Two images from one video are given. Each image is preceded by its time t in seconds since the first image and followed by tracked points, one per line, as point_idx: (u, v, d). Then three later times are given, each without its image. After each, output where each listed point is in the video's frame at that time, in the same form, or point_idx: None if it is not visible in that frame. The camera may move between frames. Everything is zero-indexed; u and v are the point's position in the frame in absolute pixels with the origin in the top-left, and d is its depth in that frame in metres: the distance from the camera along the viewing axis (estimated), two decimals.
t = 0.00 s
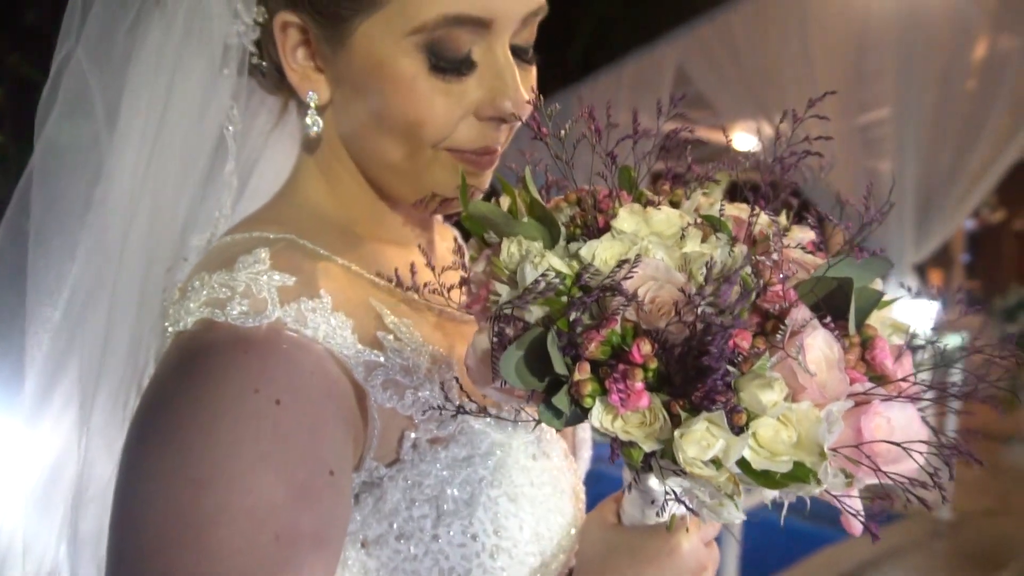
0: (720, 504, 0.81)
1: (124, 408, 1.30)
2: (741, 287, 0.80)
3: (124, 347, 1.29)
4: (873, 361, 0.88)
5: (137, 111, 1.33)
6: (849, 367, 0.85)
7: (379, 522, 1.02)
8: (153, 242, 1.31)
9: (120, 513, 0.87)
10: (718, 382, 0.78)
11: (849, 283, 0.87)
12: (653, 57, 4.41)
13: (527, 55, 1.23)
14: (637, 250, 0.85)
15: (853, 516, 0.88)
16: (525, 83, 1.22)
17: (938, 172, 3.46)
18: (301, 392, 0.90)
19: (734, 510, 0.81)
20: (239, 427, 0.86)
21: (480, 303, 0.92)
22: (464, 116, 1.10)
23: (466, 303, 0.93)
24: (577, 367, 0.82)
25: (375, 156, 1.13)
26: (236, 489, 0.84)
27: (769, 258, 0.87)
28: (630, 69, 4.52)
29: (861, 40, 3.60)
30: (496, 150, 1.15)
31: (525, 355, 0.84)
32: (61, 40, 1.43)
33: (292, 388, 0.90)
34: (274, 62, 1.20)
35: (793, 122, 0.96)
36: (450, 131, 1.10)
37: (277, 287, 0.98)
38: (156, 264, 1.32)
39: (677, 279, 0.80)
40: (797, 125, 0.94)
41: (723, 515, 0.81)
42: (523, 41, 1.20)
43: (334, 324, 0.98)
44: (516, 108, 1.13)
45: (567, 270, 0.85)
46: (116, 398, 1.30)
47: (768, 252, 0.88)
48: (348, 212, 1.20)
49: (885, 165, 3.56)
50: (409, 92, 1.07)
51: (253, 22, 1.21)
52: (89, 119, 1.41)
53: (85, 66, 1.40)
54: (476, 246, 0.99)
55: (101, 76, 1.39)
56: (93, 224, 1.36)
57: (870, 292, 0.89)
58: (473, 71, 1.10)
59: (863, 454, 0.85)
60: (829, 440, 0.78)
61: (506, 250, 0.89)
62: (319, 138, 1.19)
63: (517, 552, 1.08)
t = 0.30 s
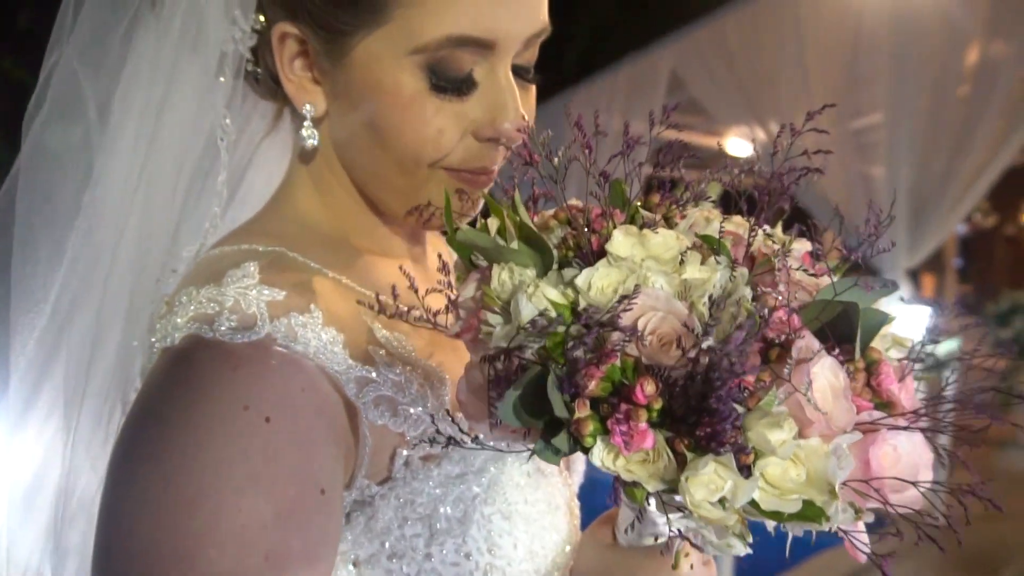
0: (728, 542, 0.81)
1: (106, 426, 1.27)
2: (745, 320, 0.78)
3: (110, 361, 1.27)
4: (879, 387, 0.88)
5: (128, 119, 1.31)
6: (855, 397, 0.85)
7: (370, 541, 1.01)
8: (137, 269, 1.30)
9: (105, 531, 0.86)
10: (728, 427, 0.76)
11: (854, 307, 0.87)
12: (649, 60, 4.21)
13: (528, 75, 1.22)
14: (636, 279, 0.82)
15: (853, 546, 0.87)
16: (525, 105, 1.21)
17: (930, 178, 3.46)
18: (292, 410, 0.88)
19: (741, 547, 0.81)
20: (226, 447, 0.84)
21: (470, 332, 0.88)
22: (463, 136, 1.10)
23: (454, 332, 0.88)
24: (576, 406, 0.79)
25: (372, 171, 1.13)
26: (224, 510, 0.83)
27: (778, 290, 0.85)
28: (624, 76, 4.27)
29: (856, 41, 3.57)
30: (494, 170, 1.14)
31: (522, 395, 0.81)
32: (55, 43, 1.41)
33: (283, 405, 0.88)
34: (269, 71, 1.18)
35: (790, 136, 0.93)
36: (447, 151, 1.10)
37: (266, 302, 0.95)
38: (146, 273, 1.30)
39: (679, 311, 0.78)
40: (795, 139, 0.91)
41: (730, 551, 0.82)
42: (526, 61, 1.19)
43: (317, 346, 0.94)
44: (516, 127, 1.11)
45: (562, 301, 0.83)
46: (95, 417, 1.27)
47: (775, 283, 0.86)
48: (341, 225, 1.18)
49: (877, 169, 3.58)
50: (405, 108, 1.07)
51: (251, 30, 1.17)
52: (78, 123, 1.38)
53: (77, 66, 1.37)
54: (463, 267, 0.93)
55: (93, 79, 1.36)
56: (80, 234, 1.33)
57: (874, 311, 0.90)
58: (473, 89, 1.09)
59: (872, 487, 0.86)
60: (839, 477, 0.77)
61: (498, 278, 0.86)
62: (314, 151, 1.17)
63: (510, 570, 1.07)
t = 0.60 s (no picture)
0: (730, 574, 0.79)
1: (88, 450, 1.20)
2: (748, 345, 0.77)
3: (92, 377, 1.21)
4: (885, 408, 0.88)
5: (122, 121, 1.27)
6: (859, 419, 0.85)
7: (363, 559, 0.99)
8: (127, 272, 1.23)
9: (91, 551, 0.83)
10: (734, 460, 0.73)
11: (857, 324, 0.85)
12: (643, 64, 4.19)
13: (530, 91, 1.21)
14: (634, 300, 0.80)
15: (856, 571, 0.86)
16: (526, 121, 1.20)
17: (924, 184, 3.40)
18: (284, 426, 0.86)
19: None
20: (215, 466, 0.82)
21: (463, 354, 0.86)
22: (462, 151, 1.09)
23: (447, 353, 0.87)
24: (574, 436, 0.76)
25: (369, 185, 1.12)
26: (213, 530, 0.81)
27: (784, 317, 0.85)
28: (616, 83, 4.27)
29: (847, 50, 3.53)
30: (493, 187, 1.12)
31: (518, 427, 0.78)
32: (49, 45, 1.38)
33: (273, 422, 0.86)
34: (267, 77, 1.15)
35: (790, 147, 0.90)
36: (441, 170, 1.09)
37: (259, 315, 0.92)
38: (137, 281, 1.23)
39: (680, 336, 0.76)
40: (793, 149, 0.88)
41: None
42: (529, 78, 1.18)
43: (308, 360, 0.91)
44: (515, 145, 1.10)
45: (559, 324, 0.80)
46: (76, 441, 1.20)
47: (780, 307, 0.86)
48: (336, 236, 1.17)
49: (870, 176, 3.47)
50: (405, 121, 1.06)
51: (250, 36, 1.14)
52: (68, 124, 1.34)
53: (73, 66, 1.34)
54: (454, 283, 0.93)
55: (88, 82, 1.33)
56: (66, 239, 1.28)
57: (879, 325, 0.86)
58: (473, 104, 1.08)
59: (879, 513, 0.86)
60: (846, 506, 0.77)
61: (491, 301, 0.83)
62: (311, 160, 1.16)
63: None
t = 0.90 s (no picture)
0: None
1: (78, 462, 1.15)
2: (749, 354, 0.75)
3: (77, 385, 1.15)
4: (887, 415, 0.83)
5: (114, 129, 1.21)
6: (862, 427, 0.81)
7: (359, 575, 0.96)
8: (122, 279, 1.17)
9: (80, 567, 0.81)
10: (737, 472, 0.71)
11: (858, 330, 0.81)
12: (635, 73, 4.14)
13: (531, 99, 1.19)
14: (631, 309, 0.77)
15: None
16: (527, 129, 1.18)
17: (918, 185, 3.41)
18: (279, 437, 0.84)
19: None
20: (207, 478, 0.80)
21: (456, 365, 0.84)
22: (461, 156, 1.07)
23: (439, 364, 0.85)
24: (570, 448, 0.74)
25: (365, 190, 1.10)
26: (206, 545, 0.78)
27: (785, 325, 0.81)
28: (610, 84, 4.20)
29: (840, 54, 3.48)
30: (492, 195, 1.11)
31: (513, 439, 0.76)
32: (42, 44, 1.32)
33: (268, 432, 0.83)
34: (264, 78, 1.13)
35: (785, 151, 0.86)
36: (440, 174, 1.07)
37: (255, 323, 0.90)
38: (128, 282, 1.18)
39: (678, 344, 0.74)
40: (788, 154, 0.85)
41: None
42: (529, 84, 1.16)
43: (304, 370, 0.89)
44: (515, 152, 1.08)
45: (554, 335, 0.77)
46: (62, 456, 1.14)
47: (779, 314, 0.82)
48: (333, 240, 1.15)
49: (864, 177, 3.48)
50: (404, 126, 1.04)
51: (248, 36, 1.12)
52: (62, 128, 1.28)
53: (68, 68, 1.27)
54: (446, 294, 0.89)
55: (85, 84, 1.27)
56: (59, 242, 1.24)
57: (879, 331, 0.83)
58: (471, 109, 1.06)
59: (883, 522, 0.82)
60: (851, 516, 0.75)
61: (484, 312, 0.80)
62: (308, 164, 1.14)
63: None
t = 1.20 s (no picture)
0: None
1: (71, 465, 1.12)
2: (749, 357, 0.70)
3: (70, 385, 1.13)
4: (891, 417, 0.78)
5: (106, 135, 1.18)
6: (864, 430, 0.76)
7: None
8: (114, 282, 1.14)
9: None
10: (739, 479, 0.66)
11: (860, 331, 0.76)
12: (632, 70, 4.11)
13: (530, 99, 1.17)
14: (629, 313, 0.73)
15: None
16: (526, 129, 1.16)
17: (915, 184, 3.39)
18: (275, 446, 0.82)
19: None
20: (202, 488, 0.78)
21: (450, 374, 0.80)
22: (459, 157, 1.05)
23: (432, 374, 0.82)
24: (569, 456, 0.70)
25: (361, 192, 1.09)
26: (200, 557, 0.76)
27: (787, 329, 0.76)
28: (607, 84, 4.17)
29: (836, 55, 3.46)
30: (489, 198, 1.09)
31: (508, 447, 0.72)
32: (34, 43, 1.29)
33: (264, 440, 0.82)
34: (260, 78, 1.12)
35: (783, 151, 0.82)
36: (437, 176, 1.05)
37: (251, 329, 0.88)
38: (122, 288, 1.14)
39: (677, 348, 0.70)
40: (786, 154, 0.81)
41: None
42: (529, 85, 1.14)
43: (308, 374, 0.88)
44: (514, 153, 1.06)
45: (551, 340, 0.73)
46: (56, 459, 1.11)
47: (780, 316, 0.77)
48: (329, 242, 1.13)
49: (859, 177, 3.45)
50: (400, 127, 1.02)
51: (243, 35, 1.10)
52: (56, 130, 1.26)
53: (61, 70, 1.25)
54: (440, 301, 0.87)
55: (80, 84, 1.24)
56: (52, 246, 1.22)
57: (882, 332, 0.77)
58: (468, 109, 1.04)
59: (889, 529, 0.77)
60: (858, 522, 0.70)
61: (479, 318, 0.77)
62: (304, 166, 1.12)
63: None
